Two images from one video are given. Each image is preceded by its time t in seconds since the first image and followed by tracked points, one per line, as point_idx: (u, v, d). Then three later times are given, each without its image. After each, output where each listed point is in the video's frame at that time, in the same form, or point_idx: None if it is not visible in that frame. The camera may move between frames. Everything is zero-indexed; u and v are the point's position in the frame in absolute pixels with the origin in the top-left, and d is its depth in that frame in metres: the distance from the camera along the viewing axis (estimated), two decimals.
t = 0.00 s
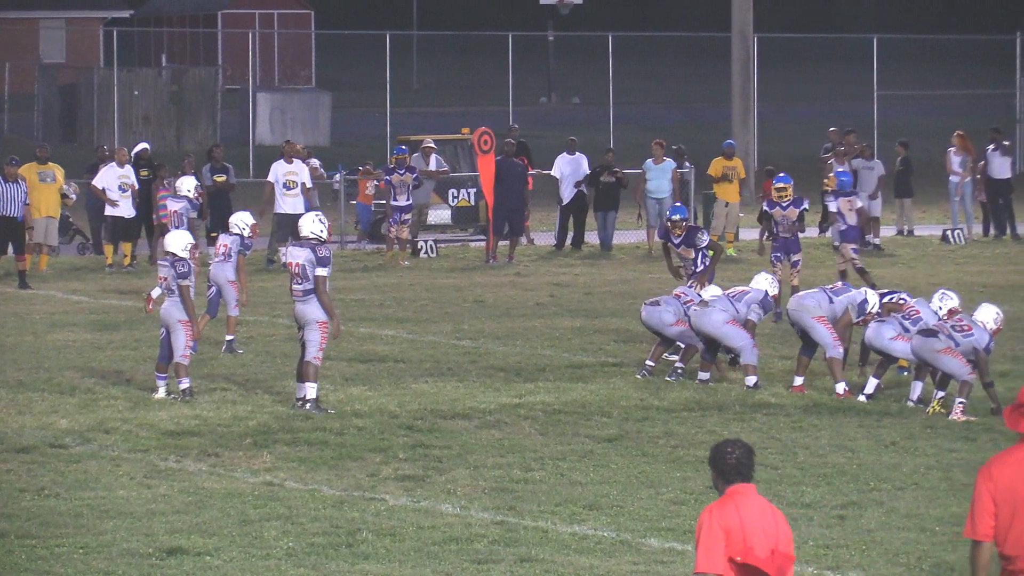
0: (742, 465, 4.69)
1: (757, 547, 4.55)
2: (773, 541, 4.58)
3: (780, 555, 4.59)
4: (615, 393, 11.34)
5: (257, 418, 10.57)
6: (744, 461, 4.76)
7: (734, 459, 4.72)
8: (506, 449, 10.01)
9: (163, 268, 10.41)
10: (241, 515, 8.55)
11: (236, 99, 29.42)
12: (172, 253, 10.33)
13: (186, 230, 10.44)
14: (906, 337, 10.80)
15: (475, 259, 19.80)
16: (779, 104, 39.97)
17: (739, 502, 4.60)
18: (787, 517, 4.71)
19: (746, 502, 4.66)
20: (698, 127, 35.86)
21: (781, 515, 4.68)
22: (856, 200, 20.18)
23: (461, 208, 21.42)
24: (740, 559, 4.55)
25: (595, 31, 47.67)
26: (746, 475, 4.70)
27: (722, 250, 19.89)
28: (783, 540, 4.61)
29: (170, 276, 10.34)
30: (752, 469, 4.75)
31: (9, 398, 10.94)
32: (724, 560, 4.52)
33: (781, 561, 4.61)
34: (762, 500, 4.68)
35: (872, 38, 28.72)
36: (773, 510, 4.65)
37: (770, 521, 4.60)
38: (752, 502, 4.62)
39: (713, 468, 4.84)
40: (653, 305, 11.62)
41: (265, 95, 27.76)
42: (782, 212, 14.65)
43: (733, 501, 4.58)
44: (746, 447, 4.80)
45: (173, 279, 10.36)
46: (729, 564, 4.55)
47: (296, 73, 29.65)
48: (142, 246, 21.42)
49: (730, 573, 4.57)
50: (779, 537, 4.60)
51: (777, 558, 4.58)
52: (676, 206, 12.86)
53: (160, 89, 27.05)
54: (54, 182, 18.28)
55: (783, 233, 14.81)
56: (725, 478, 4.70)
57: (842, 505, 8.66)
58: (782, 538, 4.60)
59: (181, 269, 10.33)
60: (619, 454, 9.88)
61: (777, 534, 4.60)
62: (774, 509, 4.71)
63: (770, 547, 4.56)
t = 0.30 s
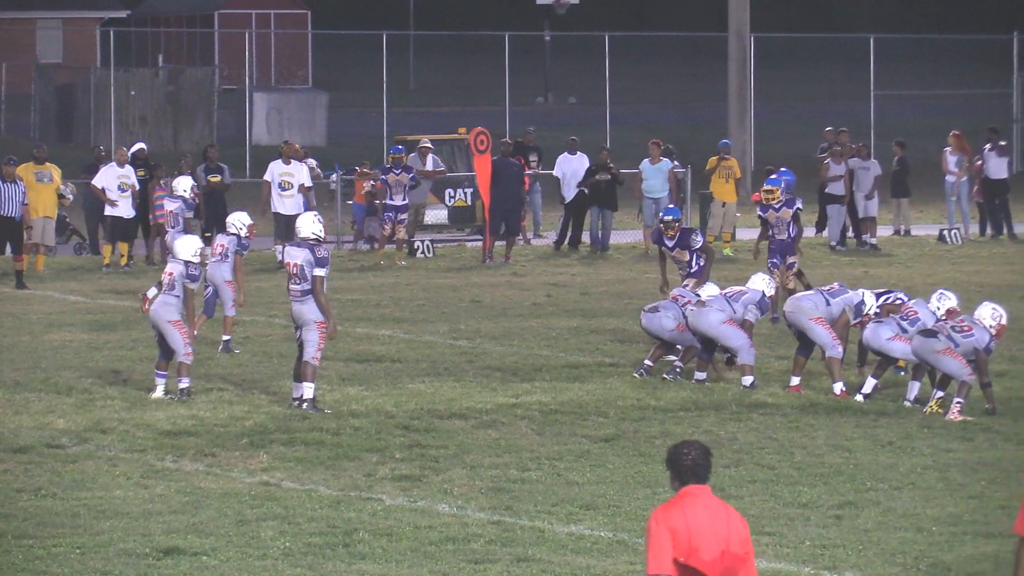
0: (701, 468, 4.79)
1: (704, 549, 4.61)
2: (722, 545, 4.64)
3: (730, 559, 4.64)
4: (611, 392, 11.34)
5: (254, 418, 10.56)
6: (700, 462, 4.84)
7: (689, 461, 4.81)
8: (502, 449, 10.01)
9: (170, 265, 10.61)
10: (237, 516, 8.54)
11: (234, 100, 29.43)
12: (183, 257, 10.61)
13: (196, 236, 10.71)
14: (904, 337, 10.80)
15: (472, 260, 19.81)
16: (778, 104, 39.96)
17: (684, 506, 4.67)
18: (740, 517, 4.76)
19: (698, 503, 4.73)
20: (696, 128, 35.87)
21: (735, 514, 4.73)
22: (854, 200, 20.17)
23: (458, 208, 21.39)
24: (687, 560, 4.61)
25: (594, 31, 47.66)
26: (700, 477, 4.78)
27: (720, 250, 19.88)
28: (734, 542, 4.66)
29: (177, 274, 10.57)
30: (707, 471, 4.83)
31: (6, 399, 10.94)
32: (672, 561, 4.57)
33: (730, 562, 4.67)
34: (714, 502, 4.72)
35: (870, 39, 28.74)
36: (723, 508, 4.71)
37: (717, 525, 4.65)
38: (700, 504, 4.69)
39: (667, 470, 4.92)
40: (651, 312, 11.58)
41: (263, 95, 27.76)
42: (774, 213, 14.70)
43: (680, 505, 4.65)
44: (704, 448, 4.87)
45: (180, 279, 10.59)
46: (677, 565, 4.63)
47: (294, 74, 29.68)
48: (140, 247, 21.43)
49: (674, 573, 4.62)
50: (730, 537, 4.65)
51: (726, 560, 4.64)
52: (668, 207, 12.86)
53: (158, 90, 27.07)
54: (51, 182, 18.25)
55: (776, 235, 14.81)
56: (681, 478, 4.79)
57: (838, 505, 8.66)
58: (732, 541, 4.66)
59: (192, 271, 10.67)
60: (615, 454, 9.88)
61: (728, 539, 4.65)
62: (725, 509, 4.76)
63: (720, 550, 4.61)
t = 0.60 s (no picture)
0: (639, 464, 4.71)
1: (632, 547, 4.56)
2: (651, 542, 4.56)
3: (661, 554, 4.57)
4: (607, 392, 11.35)
5: (250, 418, 10.56)
6: (638, 460, 4.76)
7: (629, 459, 4.73)
8: (499, 449, 10.01)
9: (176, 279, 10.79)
10: (234, 516, 8.54)
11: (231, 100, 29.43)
12: (190, 272, 10.78)
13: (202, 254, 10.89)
14: (902, 337, 10.79)
15: (469, 260, 19.81)
16: (774, 104, 39.99)
17: (613, 506, 4.61)
18: (677, 513, 4.66)
19: (632, 501, 4.67)
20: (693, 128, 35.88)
21: (668, 508, 4.64)
22: (850, 199, 20.21)
23: (453, 208, 21.45)
24: (613, 557, 4.58)
25: (590, 31, 47.66)
26: (637, 475, 4.72)
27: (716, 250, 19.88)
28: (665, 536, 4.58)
29: (182, 287, 10.74)
30: (645, 468, 4.75)
31: (3, 399, 10.93)
32: (597, 560, 4.56)
33: (659, 559, 4.60)
34: (645, 498, 4.66)
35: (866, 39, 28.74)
36: (657, 505, 4.64)
37: (646, 519, 4.59)
38: (634, 502, 4.62)
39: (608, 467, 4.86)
40: (650, 315, 11.63)
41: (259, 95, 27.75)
42: (772, 216, 14.71)
43: (608, 506, 4.60)
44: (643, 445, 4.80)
45: (183, 292, 10.76)
46: (604, 563, 4.59)
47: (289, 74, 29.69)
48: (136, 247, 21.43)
49: (602, 571, 4.59)
50: (662, 535, 4.58)
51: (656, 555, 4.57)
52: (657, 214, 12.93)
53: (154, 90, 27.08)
54: (47, 183, 18.33)
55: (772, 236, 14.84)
56: (618, 476, 4.73)
57: (834, 505, 8.66)
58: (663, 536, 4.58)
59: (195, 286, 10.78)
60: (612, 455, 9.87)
61: (658, 533, 4.58)
62: (659, 503, 4.68)
63: (649, 548, 4.54)
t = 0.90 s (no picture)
0: (601, 464, 4.85)
1: (583, 544, 4.69)
2: (602, 540, 4.68)
3: (609, 551, 4.67)
4: (606, 393, 11.34)
5: (249, 418, 10.56)
6: (606, 459, 4.90)
7: (597, 459, 4.87)
8: (498, 449, 10.01)
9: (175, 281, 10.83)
10: (233, 515, 8.54)
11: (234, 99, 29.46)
12: (190, 275, 10.82)
13: (202, 258, 10.92)
14: (903, 338, 10.77)
15: (469, 259, 19.81)
16: (778, 104, 39.97)
17: (568, 504, 4.76)
18: (638, 506, 4.76)
19: (593, 500, 4.80)
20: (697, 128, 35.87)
21: (627, 504, 4.74)
22: (851, 199, 20.18)
23: (453, 208, 21.46)
24: (567, 557, 4.73)
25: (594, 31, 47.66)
26: (601, 474, 4.85)
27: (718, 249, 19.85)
28: (616, 533, 4.68)
29: (180, 290, 10.75)
30: (616, 467, 4.89)
31: (2, 399, 10.94)
32: (553, 558, 4.72)
33: (611, 556, 4.69)
34: (602, 499, 4.77)
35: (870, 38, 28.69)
36: (617, 502, 4.75)
37: (598, 517, 4.71)
38: (592, 501, 4.76)
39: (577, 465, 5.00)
40: (650, 315, 11.63)
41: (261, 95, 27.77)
42: (777, 223, 14.65)
43: (563, 504, 4.74)
44: (612, 444, 4.93)
45: (182, 295, 10.77)
46: (561, 559, 4.75)
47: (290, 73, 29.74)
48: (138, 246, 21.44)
49: (558, 568, 4.75)
50: (617, 532, 4.68)
51: (609, 552, 4.68)
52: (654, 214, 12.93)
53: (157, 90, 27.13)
54: (47, 182, 18.40)
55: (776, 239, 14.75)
56: (584, 475, 4.88)
57: (833, 506, 8.64)
58: (612, 532, 4.68)
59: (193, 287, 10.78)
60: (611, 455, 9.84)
61: (610, 532, 4.68)
62: (620, 502, 4.77)
63: (596, 546, 4.67)
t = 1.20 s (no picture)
0: (599, 467, 4.84)
1: (568, 549, 4.70)
2: (584, 547, 4.69)
3: (589, 561, 4.67)
4: (607, 393, 11.34)
5: (249, 418, 10.56)
6: (604, 461, 4.90)
7: (596, 463, 4.87)
8: (498, 450, 10.01)
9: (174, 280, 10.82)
10: (233, 516, 8.54)
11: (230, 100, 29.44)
12: (189, 274, 10.77)
13: (200, 257, 10.84)
14: (902, 337, 10.79)
15: (467, 260, 19.81)
16: (774, 104, 40.00)
17: (557, 509, 4.77)
18: (624, 513, 4.75)
19: (582, 504, 4.81)
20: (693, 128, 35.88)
21: (614, 510, 4.74)
22: (849, 200, 20.25)
23: (452, 209, 21.45)
24: (556, 564, 4.74)
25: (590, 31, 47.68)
26: (596, 479, 4.85)
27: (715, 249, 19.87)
28: (598, 542, 4.68)
29: (179, 290, 10.74)
30: (612, 472, 4.89)
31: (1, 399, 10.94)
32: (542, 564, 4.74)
33: (597, 564, 4.70)
34: (591, 503, 4.76)
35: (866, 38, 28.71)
36: (604, 506, 4.75)
37: (583, 524, 4.71)
38: (582, 504, 4.77)
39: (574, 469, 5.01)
40: (650, 316, 11.67)
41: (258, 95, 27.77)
42: (772, 230, 14.62)
43: (551, 509, 4.76)
44: (610, 446, 4.92)
45: (181, 295, 10.75)
46: (549, 564, 4.77)
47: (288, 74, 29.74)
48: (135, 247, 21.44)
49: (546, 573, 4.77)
50: (602, 536, 4.68)
51: (588, 563, 4.69)
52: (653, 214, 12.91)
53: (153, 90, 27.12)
54: (46, 183, 18.38)
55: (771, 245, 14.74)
56: (582, 478, 4.87)
57: (833, 506, 8.65)
58: (594, 540, 4.68)
59: (192, 287, 10.74)
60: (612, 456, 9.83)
61: (593, 538, 4.69)
62: (608, 506, 4.76)
63: (578, 554, 4.67)
